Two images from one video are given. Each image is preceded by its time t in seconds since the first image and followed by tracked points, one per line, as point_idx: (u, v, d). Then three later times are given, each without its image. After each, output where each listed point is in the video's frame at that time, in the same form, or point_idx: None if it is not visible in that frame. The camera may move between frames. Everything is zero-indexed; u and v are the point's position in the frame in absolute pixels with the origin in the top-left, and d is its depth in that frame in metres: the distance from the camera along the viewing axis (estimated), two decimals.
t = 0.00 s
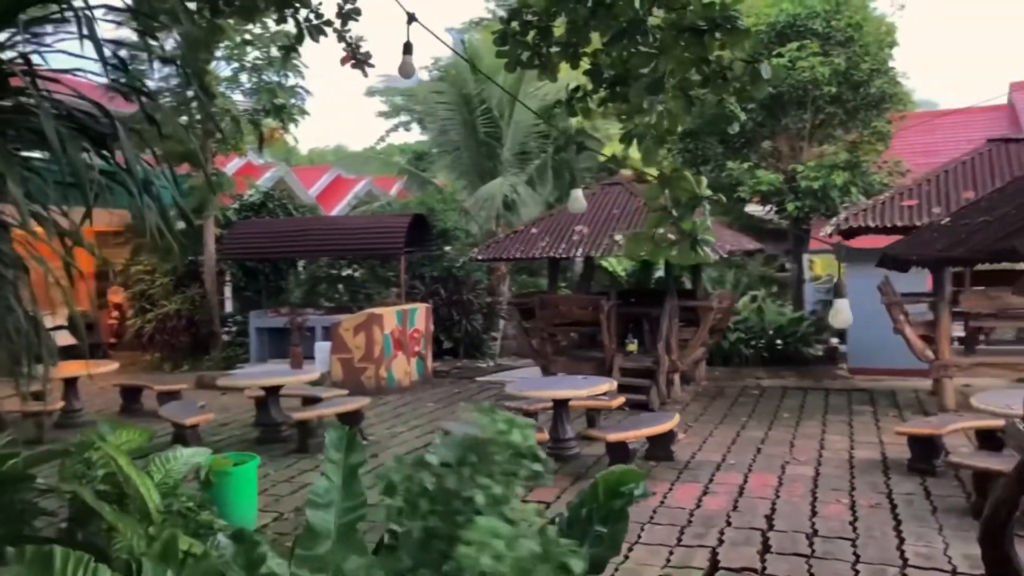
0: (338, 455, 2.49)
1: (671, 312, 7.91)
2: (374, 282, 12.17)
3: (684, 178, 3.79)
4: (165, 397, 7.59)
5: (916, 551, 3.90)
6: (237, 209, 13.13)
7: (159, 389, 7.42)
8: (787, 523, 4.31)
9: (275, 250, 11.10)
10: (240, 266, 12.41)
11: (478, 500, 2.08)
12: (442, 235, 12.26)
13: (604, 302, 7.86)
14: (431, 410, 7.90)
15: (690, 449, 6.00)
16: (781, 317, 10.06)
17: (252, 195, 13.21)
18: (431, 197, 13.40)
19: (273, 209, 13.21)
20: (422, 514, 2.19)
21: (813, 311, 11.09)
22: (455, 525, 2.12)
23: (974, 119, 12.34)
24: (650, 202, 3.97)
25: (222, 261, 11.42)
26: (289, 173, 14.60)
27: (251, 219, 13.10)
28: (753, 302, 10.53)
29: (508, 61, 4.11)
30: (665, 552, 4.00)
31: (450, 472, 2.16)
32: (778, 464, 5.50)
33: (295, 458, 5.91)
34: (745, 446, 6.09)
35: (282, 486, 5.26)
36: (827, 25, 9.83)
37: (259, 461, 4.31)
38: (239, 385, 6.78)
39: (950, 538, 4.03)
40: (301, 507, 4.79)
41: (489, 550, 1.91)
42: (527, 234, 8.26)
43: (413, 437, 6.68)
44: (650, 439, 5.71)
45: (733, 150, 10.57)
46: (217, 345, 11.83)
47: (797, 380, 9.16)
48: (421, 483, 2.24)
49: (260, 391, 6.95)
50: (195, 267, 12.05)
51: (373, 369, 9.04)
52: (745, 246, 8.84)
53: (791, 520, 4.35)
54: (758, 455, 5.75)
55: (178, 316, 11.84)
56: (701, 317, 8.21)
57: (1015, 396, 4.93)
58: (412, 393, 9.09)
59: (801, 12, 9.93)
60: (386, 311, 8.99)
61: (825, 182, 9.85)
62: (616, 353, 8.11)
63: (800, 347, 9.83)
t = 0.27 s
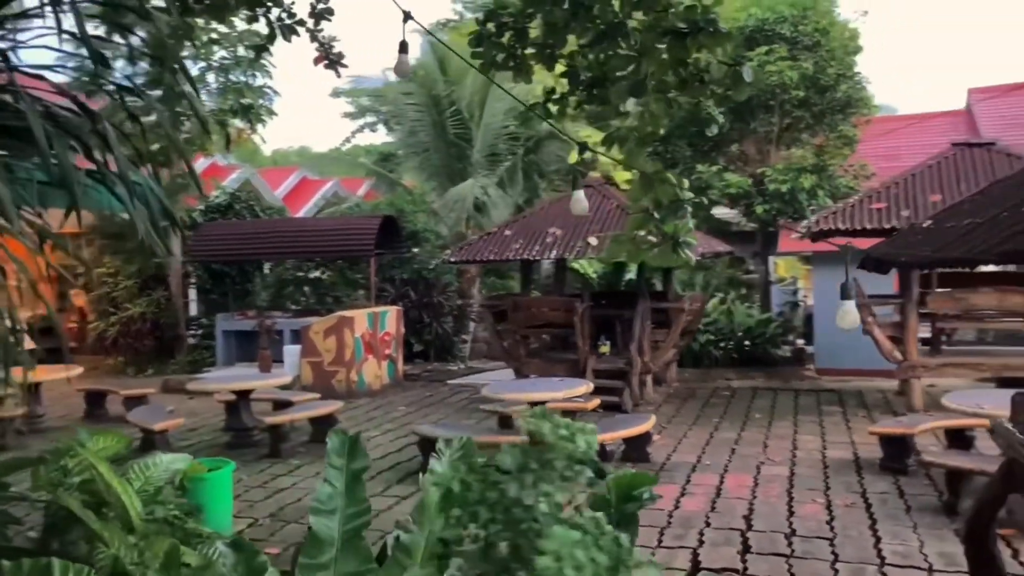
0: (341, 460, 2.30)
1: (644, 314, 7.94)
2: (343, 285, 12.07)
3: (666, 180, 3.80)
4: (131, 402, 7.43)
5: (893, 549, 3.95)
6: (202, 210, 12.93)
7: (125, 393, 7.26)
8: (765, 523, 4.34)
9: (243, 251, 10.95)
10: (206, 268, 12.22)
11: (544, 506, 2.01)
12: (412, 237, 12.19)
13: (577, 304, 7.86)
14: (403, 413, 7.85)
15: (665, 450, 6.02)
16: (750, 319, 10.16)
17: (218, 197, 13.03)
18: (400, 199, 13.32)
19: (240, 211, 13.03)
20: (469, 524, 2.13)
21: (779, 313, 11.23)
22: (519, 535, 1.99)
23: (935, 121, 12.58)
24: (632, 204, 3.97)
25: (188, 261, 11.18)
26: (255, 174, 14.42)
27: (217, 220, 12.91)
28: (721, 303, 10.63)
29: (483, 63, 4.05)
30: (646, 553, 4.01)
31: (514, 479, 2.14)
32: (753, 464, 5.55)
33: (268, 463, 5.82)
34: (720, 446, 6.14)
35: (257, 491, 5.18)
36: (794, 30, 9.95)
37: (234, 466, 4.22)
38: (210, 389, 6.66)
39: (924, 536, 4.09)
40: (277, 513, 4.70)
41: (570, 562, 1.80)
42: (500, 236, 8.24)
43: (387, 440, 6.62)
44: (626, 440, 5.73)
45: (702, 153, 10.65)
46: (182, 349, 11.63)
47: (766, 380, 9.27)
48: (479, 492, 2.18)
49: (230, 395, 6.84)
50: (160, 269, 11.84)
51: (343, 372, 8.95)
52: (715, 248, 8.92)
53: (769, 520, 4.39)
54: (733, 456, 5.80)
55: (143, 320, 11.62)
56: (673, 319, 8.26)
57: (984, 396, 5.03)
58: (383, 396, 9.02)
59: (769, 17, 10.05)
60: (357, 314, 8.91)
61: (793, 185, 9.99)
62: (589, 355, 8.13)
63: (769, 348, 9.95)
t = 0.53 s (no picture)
0: (337, 461, 2.48)
1: (613, 314, 7.99)
2: (308, 286, 11.95)
3: (640, 181, 3.83)
4: (93, 406, 7.28)
5: (863, 544, 4.03)
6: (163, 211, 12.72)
7: (86, 397, 7.12)
8: (738, 520, 4.40)
9: (206, 252, 10.79)
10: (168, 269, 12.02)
11: (586, 498, 2.20)
12: (378, 238, 12.12)
13: (546, 305, 7.88)
14: (372, 415, 7.80)
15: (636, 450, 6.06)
16: (715, 319, 10.28)
17: (180, 197, 12.83)
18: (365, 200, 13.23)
19: (203, 212, 12.84)
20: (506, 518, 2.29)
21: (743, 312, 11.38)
22: (562, 528, 2.18)
23: (893, 126, 12.84)
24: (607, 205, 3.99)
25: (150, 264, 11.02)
26: (217, 174, 14.22)
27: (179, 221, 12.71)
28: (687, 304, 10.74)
29: (455, 64, 4.02)
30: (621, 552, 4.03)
31: (555, 470, 2.31)
32: (724, 462, 5.61)
33: (236, 467, 5.74)
34: (689, 444, 6.20)
35: (228, 495, 5.11)
36: (757, 34, 10.08)
37: (204, 468, 4.13)
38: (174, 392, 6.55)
39: (892, 530, 4.18)
40: (248, 516, 4.64)
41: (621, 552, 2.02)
42: (469, 237, 8.24)
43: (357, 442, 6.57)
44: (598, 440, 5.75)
45: (668, 155, 10.74)
46: (144, 352, 11.43)
47: (731, 380, 9.39)
48: (519, 485, 2.31)
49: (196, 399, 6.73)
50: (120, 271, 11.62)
51: (310, 374, 8.87)
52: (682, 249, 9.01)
53: (742, 517, 4.45)
54: (703, 454, 5.86)
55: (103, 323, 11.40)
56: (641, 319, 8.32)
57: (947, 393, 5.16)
58: (351, 399, 8.96)
59: (733, 21, 10.16)
60: (324, 316, 8.83)
61: (757, 188, 10.14)
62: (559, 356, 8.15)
63: (734, 348, 10.07)
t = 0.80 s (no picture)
0: (334, 460, 2.34)
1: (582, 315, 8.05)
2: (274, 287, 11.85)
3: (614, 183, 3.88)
4: (56, 410, 7.15)
5: (831, 538, 4.13)
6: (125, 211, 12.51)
7: (49, 401, 6.99)
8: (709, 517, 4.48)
9: (171, 254, 10.66)
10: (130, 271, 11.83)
11: (619, 487, 2.08)
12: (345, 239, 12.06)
13: (516, 306, 7.91)
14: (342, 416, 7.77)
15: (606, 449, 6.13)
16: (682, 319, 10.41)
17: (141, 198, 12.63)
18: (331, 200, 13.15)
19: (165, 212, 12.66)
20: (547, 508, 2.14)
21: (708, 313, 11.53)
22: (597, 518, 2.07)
23: (852, 131, 13.12)
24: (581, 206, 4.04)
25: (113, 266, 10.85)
26: (180, 175, 14.02)
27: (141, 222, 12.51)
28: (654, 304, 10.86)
29: (424, 64, 3.98)
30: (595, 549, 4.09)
31: (588, 460, 2.15)
32: (693, 460, 5.70)
33: (207, 471, 5.69)
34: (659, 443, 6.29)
35: (200, 498, 5.06)
36: (723, 38, 10.20)
37: (176, 473, 3.98)
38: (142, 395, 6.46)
39: (858, 525, 4.30)
40: (221, 519, 4.60)
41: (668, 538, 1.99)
42: (439, 238, 8.24)
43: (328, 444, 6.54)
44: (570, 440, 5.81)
45: (635, 157, 10.83)
46: (106, 354, 11.24)
47: (697, 379, 9.52)
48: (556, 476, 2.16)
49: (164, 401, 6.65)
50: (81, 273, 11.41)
51: (278, 376, 8.81)
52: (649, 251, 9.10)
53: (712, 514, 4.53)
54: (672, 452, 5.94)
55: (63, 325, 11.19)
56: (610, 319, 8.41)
57: (909, 391, 5.30)
58: (319, 400, 8.91)
59: (698, 25, 10.26)
60: (292, 317, 8.76)
61: (723, 190, 10.29)
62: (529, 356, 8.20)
63: (699, 347, 10.21)
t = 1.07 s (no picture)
0: (329, 462, 2.58)
1: (550, 315, 8.09)
2: (236, 288, 11.70)
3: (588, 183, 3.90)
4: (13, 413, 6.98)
5: (798, 534, 4.21)
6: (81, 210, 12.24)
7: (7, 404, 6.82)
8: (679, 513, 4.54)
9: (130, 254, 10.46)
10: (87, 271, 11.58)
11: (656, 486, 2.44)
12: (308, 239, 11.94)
13: (484, 306, 7.92)
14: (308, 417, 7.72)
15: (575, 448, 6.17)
16: (646, 318, 10.50)
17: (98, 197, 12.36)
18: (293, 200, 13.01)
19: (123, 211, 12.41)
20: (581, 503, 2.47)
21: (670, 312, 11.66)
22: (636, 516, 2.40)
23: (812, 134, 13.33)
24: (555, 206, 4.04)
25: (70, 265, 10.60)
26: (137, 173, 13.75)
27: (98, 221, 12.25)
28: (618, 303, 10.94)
29: (393, 62, 3.92)
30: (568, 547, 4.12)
31: (623, 460, 2.48)
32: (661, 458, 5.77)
33: (172, 474, 5.61)
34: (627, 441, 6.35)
35: (167, 502, 4.99)
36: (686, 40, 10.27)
37: (146, 475, 3.95)
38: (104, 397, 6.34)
39: (824, 520, 4.39)
40: (190, 523, 4.55)
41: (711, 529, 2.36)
42: (406, 239, 8.20)
43: (296, 445, 6.49)
44: (540, 439, 5.84)
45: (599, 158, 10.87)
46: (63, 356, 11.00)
47: (661, 377, 9.63)
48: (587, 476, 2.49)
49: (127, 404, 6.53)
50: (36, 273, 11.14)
51: (242, 377, 8.70)
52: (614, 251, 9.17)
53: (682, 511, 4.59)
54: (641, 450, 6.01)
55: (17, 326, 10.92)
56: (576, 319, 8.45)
57: (873, 388, 5.43)
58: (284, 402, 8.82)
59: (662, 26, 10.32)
60: (256, 318, 8.66)
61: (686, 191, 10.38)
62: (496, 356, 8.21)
63: (663, 346, 10.33)
